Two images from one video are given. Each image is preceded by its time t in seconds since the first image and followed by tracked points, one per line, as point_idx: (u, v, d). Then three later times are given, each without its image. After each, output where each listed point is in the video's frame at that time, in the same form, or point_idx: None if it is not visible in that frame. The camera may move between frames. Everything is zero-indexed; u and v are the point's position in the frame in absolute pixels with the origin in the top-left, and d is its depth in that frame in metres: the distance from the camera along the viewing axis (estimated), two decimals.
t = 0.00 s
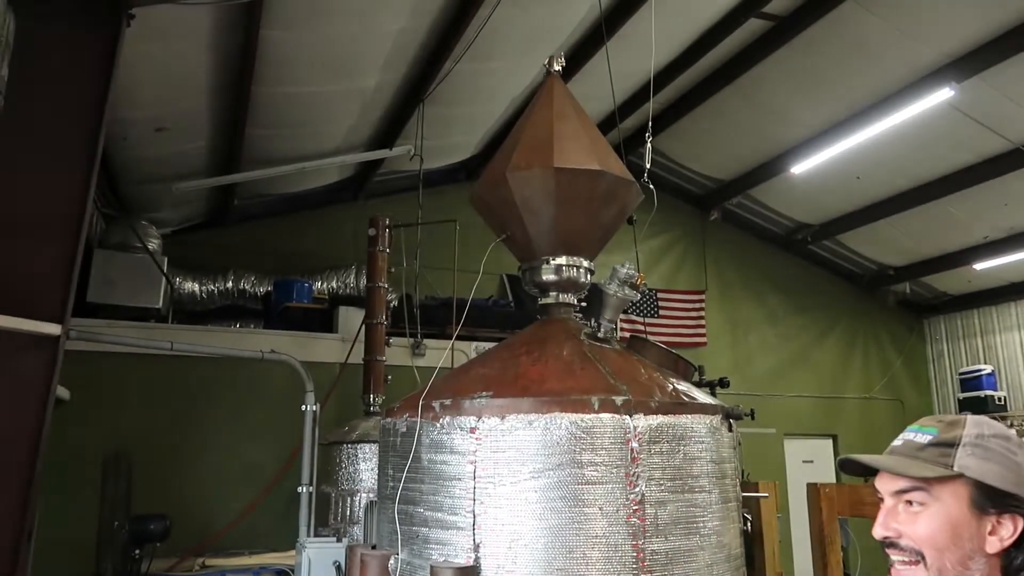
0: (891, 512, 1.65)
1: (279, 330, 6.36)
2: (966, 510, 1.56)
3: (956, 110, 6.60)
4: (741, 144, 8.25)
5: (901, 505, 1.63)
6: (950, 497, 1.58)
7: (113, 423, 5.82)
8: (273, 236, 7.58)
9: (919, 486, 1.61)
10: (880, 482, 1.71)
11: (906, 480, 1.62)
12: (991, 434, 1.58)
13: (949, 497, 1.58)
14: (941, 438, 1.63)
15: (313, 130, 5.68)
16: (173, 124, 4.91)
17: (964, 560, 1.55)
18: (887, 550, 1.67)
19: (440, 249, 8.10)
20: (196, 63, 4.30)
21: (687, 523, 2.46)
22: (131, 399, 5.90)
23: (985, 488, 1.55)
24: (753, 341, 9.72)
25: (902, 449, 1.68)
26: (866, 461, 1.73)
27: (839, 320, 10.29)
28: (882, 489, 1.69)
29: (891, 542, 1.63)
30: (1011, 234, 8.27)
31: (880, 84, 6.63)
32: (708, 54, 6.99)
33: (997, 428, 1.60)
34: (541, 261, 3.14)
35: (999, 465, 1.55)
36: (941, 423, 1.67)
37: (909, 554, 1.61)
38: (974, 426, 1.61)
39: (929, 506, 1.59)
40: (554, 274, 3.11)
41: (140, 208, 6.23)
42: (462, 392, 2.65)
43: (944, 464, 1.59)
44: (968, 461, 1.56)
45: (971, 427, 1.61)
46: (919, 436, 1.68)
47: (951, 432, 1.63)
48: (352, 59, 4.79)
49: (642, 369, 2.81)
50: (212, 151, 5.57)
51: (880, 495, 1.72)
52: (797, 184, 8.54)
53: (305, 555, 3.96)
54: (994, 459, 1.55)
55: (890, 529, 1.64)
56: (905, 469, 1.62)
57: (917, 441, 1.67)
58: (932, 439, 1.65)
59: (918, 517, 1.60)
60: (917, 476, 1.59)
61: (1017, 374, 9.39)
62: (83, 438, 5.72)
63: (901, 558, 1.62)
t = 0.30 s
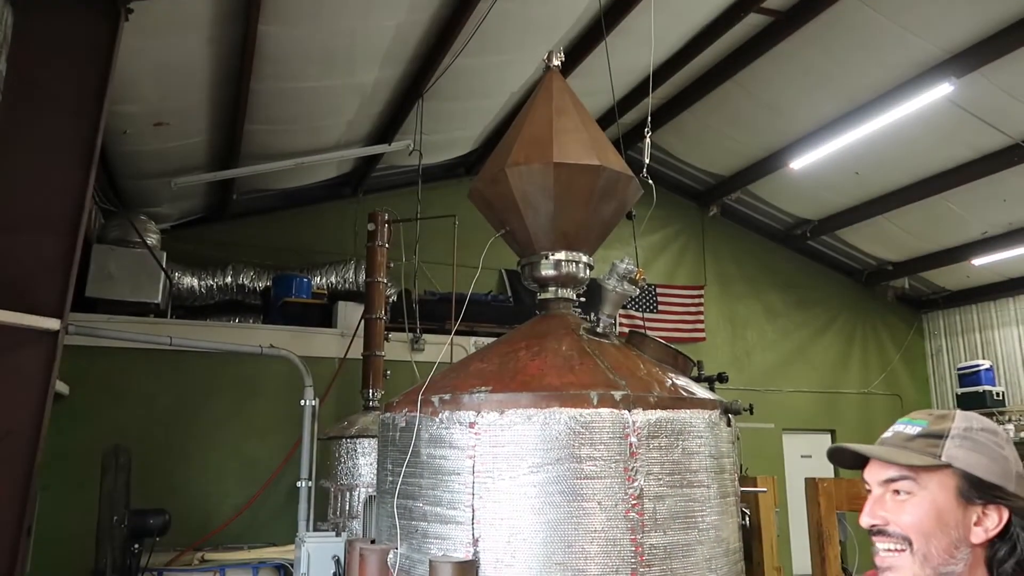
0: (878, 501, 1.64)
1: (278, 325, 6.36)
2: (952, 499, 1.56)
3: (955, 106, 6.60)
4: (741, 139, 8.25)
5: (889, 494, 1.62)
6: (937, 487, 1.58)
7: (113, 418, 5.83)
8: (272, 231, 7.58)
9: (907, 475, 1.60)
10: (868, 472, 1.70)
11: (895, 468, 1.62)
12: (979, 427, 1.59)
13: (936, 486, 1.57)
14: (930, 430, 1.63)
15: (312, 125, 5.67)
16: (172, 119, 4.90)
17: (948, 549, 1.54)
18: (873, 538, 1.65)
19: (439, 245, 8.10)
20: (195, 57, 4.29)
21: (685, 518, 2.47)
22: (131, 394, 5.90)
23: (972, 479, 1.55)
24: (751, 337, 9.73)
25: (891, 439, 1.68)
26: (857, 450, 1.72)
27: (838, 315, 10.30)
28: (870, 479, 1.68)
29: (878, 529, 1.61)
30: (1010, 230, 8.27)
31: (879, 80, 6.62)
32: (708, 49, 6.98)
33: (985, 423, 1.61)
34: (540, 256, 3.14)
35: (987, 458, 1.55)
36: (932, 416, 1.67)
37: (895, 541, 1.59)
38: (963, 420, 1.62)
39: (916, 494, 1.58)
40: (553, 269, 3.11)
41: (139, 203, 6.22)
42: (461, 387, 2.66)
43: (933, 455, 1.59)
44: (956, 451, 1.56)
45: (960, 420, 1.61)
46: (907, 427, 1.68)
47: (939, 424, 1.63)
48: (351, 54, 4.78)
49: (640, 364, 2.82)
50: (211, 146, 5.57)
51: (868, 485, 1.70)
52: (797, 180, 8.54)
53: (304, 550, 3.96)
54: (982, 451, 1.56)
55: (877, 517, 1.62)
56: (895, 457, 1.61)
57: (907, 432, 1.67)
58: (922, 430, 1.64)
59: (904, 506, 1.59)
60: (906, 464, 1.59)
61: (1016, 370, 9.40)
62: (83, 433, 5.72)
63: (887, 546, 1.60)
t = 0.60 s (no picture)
0: (878, 500, 1.64)
1: (277, 324, 6.35)
2: (951, 501, 1.56)
3: (954, 106, 6.60)
4: (739, 139, 8.25)
5: (888, 494, 1.62)
6: (937, 488, 1.58)
7: (112, 418, 5.82)
8: (270, 231, 7.57)
9: (907, 476, 1.60)
10: (869, 472, 1.70)
11: (895, 468, 1.62)
12: (981, 430, 1.59)
13: (935, 488, 1.57)
14: (931, 431, 1.62)
15: (311, 125, 5.67)
16: (171, 118, 4.90)
17: (946, 550, 1.54)
18: (871, 537, 1.66)
19: (438, 245, 8.10)
20: (193, 56, 4.27)
21: (684, 518, 2.47)
22: (129, 394, 5.89)
23: (971, 482, 1.55)
24: (750, 336, 9.74)
25: (893, 440, 1.68)
26: (858, 450, 1.72)
27: (836, 315, 10.31)
28: (871, 479, 1.68)
29: (876, 528, 1.62)
30: (1008, 230, 8.28)
31: (878, 80, 6.63)
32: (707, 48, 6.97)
33: (988, 426, 1.60)
34: (539, 256, 3.14)
35: (988, 460, 1.55)
36: (933, 417, 1.67)
37: (892, 540, 1.59)
38: (964, 422, 1.61)
39: (915, 495, 1.58)
40: (551, 270, 3.10)
41: (137, 202, 6.21)
42: (459, 387, 2.66)
43: (933, 456, 1.59)
44: (956, 453, 1.56)
45: (962, 423, 1.61)
46: (908, 429, 1.68)
47: (941, 426, 1.62)
48: (350, 53, 4.77)
49: (639, 365, 2.82)
50: (209, 145, 5.56)
51: (868, 485, 1.71)
52: (795, 180, 8.54)
53: (302, 550, 3.96)
54: (983, 453, 1.55)
55: (875, 516, 1.63)
56: (895, 457, 1.61)
57: (907, 433, 1.67)
58: (922, 432, 1.64)
59: (903, 506, 1.59)
60: (905, 465, 1.59)
61: (1013, 369, 9.42)
62: (81, 433, 5.71)
63: (884, 545, 1.61)
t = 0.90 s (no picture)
0: (878, 499, 1.63)
1: (277, 326, 6.35)
2: (949, 500, 1.54)
3: (954, 107, 6.61)
4: (739, 140, 8.26)
5: (888, 493, 1.61)
6: (935, 488, 1.56)
7: (111, 419, 5.82)
8: (270, 232, 7.56)
9: (906, 474, 1.59)
10: (872, 472, 1.69)
11: (896, 467, 1.61)
12: (984, 432, 1.56)
13: (933, 487, 1.56)
14: (932, 431, 1.62)
15: (311, 126, 5.67)
16: (171, 119, 4.90)
17: (943, 548, 1.53)
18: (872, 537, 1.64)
19: (438, 246, 8.10)
20: (194, 57, 4.28)
21: (685, 520, 2.48)
22: (129, 396, 5.89)
23: (971, 482, 1.53)
24: (749, 337, 9.75)
25: (895, 441, 1.68)
26: (862, 450, 1.72)
27: (835, 316, 10.32)
28: (873, 478, 1.67)
29: (874, 527, 1.61)
30: (1008, 231, 8.30)
31: (877, 81, 6.64)
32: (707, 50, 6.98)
33: (992, 427, 1.58)
34: (539, 257, 3.14)
35: (989, 461, 1.53)
36: (937, 418, 1.65)
37: (890, 539, 1.58)
38: (966, 423, 1.59)
39: (913, 494, 1.57)
40: (552, 271, 3.11)
41: (138, 204, 6.22)
42: (460, 389, 2.66)
43: (930, 455, 1.58)
44: (956, 453, 1.54)
45: (964, 423, 1.59)
46: (909, 429, 1.67)
47: (943, 427, 1.61)
48: (350, 55, 4.78)
49: (640, 366, 2.82)
50: (209, 147, 5.56)
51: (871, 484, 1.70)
52: (795, 181, 8.55)
53: (303, 552, 3.95)
54: (984, 454, 1.53)
55: (874, 515, 1.62)
56: (893, 456, 1.61)
57: (909, 434, 1.66)
58: (924, 432, 1.63)
59: (903, 504, 1.58)
60: (902, 463, 1.59)
61: (1013, 371, 9.42)
62: (81, 435, 5.71)
63: (882, 544, 1.60)
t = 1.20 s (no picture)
0: (862, 497, 1.53)
1: (279, 328, 6.36)
2: (931, 504, 1.43)
3: (955, 110, 6.61)
4: (741, 143, 8.26)
5: (874, 492, 1.51)
6: (919, 491, 1.45)
7: (114, 422, 5.83)
8: (272, 235, 7.57)
9: (890, 473, 1.49)
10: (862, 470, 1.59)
11: (882, 465, 1.51)
12: (977, 437, 1.45)
13: (919, 490, 1.45)
14: (925, 434, 1.52)
15: (313, 129, 5.68)
16: (173, 122, 4.90)
17: (922, 552, 1.42)
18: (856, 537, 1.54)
19: (440, 249, 8.10)
20: (196, 59, 4.28)
21: (687, 523, 2.48)
22: (131, 397, 5.90)
23: (956, 488, 1.42)
24: (751, 340, 9.74)
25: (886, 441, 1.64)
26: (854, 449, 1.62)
27: (838, 318, 10.31)
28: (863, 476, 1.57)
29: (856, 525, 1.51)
30: (1010, 234, 8.29)
31: (879, 84, 6.64)
32: (709, 52, 6.98)
33: (988, 433, 1.46)
34: (541, 260, 3.15)
35: (977, 467, 1.42)
36: (934, 420, 1.56)
37: (872, 538, 1.48)
38: (961, 428, 1.48)
39: (898, 495, 1.47)
40: (554, 274, 3.12)
41: (140, 206, 6.23)
42: (462, 391, 2.67)
43: (916, 458, 1.48)
44: (942, 457, 1.44)
45: (959, 428, 1.48)
46: (904, 430, 1.58)
47: (937, 431, 1.51)
48: (352, 57, 4.78)
49: (643, 369, 2.82)
50: (211, 149, 5.56)
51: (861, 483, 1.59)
52: (797, 183, 8.55)
53: (306, 555, 3.92)
54: (972, 459, 1.42)
55: (859, 513, 1.51)
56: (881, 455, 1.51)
57: (903, 435, 1.57)
58: (917, 434, 1.54)
59: (886, 504, 1.47)
60: (886, 462, 1.49)
61: (1016, 373, 9.41)
62: (83, 436, 5.71)
63: (865, 542, 1.50)
